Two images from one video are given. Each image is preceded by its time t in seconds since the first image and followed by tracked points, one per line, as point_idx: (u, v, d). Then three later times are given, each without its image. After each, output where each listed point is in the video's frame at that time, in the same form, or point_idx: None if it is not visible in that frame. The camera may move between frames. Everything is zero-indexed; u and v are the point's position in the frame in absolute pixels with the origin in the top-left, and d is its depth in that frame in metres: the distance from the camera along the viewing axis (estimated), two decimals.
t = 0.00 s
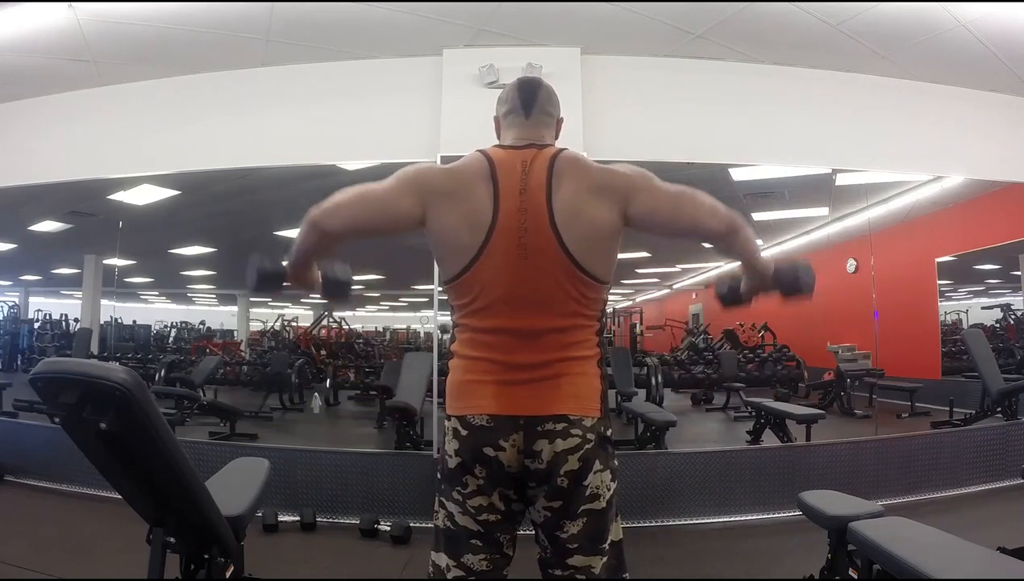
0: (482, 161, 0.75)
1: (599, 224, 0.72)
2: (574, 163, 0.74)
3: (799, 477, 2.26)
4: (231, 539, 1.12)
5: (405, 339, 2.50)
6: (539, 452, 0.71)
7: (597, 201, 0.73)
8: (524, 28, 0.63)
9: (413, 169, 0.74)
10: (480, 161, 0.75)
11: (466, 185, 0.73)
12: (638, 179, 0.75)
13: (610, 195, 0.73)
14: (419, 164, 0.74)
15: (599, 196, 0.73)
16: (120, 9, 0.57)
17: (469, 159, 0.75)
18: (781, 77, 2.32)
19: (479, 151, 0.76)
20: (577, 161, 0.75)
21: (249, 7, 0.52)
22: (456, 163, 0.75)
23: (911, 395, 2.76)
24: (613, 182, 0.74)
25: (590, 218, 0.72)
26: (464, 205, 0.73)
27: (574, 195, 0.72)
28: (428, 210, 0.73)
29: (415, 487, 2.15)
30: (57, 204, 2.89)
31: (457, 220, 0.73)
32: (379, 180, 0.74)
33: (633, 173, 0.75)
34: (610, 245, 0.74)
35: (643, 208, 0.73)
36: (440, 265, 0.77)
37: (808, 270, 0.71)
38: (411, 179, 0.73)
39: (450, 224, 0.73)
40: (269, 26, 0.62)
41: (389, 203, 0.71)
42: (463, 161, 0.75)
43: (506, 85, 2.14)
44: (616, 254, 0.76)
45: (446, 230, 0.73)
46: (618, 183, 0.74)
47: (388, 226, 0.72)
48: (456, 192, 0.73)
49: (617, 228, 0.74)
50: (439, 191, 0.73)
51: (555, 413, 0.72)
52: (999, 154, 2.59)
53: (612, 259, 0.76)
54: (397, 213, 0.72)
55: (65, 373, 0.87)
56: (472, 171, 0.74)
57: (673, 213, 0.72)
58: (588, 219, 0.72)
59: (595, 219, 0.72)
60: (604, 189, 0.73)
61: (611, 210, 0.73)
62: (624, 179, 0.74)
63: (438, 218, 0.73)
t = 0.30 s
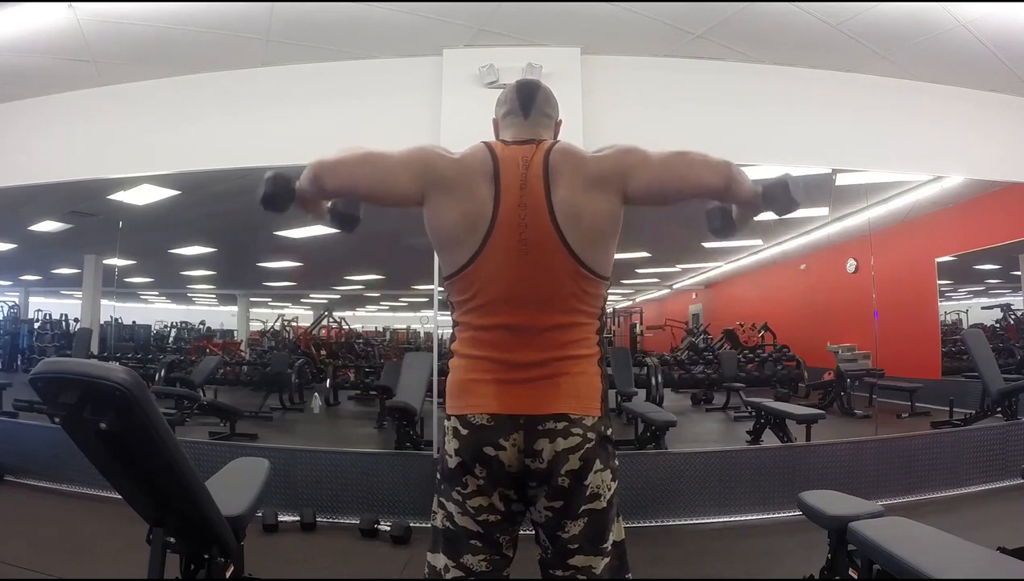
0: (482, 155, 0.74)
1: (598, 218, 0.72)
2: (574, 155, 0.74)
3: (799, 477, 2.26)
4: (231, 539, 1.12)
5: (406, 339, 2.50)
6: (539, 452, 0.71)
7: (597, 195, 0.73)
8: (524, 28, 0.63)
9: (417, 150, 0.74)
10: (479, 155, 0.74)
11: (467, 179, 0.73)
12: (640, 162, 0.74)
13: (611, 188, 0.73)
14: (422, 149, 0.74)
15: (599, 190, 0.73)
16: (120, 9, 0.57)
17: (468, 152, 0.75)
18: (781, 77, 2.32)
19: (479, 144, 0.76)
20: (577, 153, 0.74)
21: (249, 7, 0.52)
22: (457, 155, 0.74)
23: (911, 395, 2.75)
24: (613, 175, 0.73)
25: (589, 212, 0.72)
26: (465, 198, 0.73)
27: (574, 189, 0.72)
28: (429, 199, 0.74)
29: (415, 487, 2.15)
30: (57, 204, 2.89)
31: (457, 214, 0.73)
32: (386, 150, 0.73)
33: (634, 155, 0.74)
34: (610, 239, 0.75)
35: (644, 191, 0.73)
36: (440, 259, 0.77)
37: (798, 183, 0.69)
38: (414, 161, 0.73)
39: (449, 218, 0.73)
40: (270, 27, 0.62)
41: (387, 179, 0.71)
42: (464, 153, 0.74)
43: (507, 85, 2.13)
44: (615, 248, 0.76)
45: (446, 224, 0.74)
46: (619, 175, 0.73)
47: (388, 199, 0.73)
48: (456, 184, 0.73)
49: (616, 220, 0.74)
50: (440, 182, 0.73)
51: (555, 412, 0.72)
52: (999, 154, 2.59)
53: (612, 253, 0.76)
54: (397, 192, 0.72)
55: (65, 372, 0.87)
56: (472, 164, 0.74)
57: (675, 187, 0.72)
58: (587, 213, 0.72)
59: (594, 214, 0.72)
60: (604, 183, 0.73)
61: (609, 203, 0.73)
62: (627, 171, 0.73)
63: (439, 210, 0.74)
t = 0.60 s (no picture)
0: (481, 155, 0.74)
1: (596, 217, 0.72)
2: (574, 154, 0.73)
3: (799, 477, 2.26)
4: (231, 539, 1.12)
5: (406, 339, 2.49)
6: (539, 451, 0.71)
7: (596, 195, 0.73)
8: (524, 29, 0.63)
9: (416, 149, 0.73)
10: (479, 155, 0.74)
11: (466, 178, 0.73)
12: (641, 160, 0.73)
13: (610, 187, 0.73)
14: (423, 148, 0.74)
15: (599, 190, 0.73)
16: (120, 8, 0.57)
17: (468, 152, 0.74)
18: (781, 77, 2.32)
19: (479, 144, 0.75)
20: (577, 152, 0.73)
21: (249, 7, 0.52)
22: (456, 155, 0.74)
23: (911, 395, 2.75)
24: (612, 175, 0.73)
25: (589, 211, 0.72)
26: (465, 198, 0.73)
27: (574, 189, 0.72)
28: (429, 198, 0.74)
29: (415, 486, 2.15)
30: (57, 204, 2.89)
31: (456, 213, 0.73)
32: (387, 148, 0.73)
33: (635, 154, 0.74)
34: (610, 238, 0.75)
35: (645, 189, 0.73)
36: (440, 257, 0.77)
37: (793, 175, 0.71)
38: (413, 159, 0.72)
39: (449, 216, 0.73)
40: (270, 27, 0.62)
41: (386, 179, 0.71)
42: (464, 153, 0.74)
43: (506, 85, 2.13)
44: (615, 247, 0.76)
45: (447, 222, 0.73)
46: (618, 175, 0.73)
47: (387, 199, 0.73)
48: (456, 183, 0.73)
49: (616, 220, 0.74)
50: (438, 182, 0.73)
51: (555, 412, 0.72)
52: (999, 154, 2.59)
53: (612, 252, 0.76)
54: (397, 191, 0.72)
55: (65, 372, 0.87)
56: (472, 164, 0.73)
57: (676, 184, 0.72)
58: (588, 212, 0.72)
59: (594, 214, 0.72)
60: (603, 183, 0.73)
61: (609, 203, 0.73)
62: (627, 170, 0.73)
63: (438, 208, 0.73)
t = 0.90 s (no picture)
0: (481, 158, 0.74)
1: (596, 222, 0.72)
2: (574, 157, 0.73)
3: (799, 477, 2.26)
4: (231, 539, 1.12)
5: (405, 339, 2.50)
6: (540, 451, 0.71)
7: (596, 199, 0.73)
8: (524, 29, 0.63)
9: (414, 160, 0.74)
10: (479, 158, 0.74)
11: (466, 181, 0.73)
12: (640, 168, 0.74)
13: (610, 191, 0.73)
14: (420, 157, 0.75)
15: (598, 193, 0.73)
16: (119, 8, 0.57)
17: (468, 156, 0.75)
18: (781, 77, 2.32)
19: (479, 148, 0.76)
20: (577, 155, 0.74)
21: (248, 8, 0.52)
22: (455, 159, 0.74)
23: (911, 395, 2.76)
24: (612, 179, 0.73)
25: (589, 214, 0.72)
26: (465, 201, 0.73)
27: (574, 191, 0.72)
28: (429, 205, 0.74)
29: (415, 486, 2.15)
30: (57, 204, 2.89)
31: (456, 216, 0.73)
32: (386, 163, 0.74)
33: (633, 162, 0.75)
34: (610, 241, 0.75)
35: (644, 196, 0.73)
36: (440, 260, 0.77)
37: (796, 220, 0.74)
38: (411, 170, 0.73)
39: (449, 220, 0.73)
40: (269, 27, 0.62)
41: (386, 191, 0.72)
42: (464, 157, 0.74)
43: (506, 85, 2.14)
44: (615, 250, 0.76)
45: (447, 225, 0.73)
46: (618, 179, 0.73)
47: (388, 213, 0.74)
48: (456, 187, 0.73)
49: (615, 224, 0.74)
50: (437, 186, 0.73)
51: (555, 412, 0.72)
52: (999, 154, 2.59)
53: (612, 255, 0.76)
54: (396, 205, 0.73)
55: (65, 372, 0.87)
56: (472, 167, 0.73)
57: (675, 193, 0.73)
58: (587, 215, 0.72)
59: (595, 218, 0.72)
60: (603, 187, 0.73)
61: (610, 208, 0.73)
62: (626, 176, 0.74)
63: (437, 213, 0.74)
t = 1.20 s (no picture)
0: (482, 163, 0.74)
1: (596, 226, 0.72)
2: (575, 161, 0.74)
3: (799, 477, 2.26)
4: (231, 539, 1.12)
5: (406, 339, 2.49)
6: (540, 450, 0.71)
7: (597, 204, 0.72)
8: (524, 29, 0.63)
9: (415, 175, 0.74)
10: (480, 162, 0.75)
11: (466, 186, 0.73)
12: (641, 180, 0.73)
13: (611, 197, 0.72)
14: (420, 173, 0.74)
15: (599, 198, 0.72)
16: (119, 10, 0.57)
17: (469, 160, 0.75)
18: (781, 77, 2.32)
19: (480, 153, 0.76)
20: (577, 159, 0.74)
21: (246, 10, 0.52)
22: (456, 164, 0.74)
23: (911, 395, 2.77)
24: (613, 185, 0.72)
25: (589, 218, 0.72)
26: (465, 205, 0.72)
27: (575, 193, 0.72)
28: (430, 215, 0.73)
29: (416, 486, 2.15)
30: (57, 205, 2.90)
31: (456, 221, 0.73)
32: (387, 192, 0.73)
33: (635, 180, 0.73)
34: (610, 246, 0.74)
35: (642, 216, 0.72)
36: (441, 263, 0.77)
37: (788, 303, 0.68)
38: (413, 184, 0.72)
39: (449, 226, 0.73)
40: (269, 28, 0.62)
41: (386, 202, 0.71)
42: (464, 164, 0.74)
43: (507, 84, 2.14)
44: (615, 253, 0.76)
45: (447, 229, 0.73)
46: (619, 185, 0.72)
47: (392, 241, 0.72)
48: (456, 192, 0.73)
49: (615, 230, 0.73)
50: (437, 193, 0.72)
51: (554, 412, 0.72)
52: (999, 154, 2.59)
53: (612, 258, 0.76)
54: (400, 229, 0.71)
55: (65, 372, 0.87)
56: (472, 170, 0.74)
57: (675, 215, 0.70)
58: (588, 220, 0.72)
59: (595, 222, 0.72)
60: (604, 192, 0.72)
61: (611, 213, 0.72)
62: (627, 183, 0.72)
63: (437, 220, 0.73)
